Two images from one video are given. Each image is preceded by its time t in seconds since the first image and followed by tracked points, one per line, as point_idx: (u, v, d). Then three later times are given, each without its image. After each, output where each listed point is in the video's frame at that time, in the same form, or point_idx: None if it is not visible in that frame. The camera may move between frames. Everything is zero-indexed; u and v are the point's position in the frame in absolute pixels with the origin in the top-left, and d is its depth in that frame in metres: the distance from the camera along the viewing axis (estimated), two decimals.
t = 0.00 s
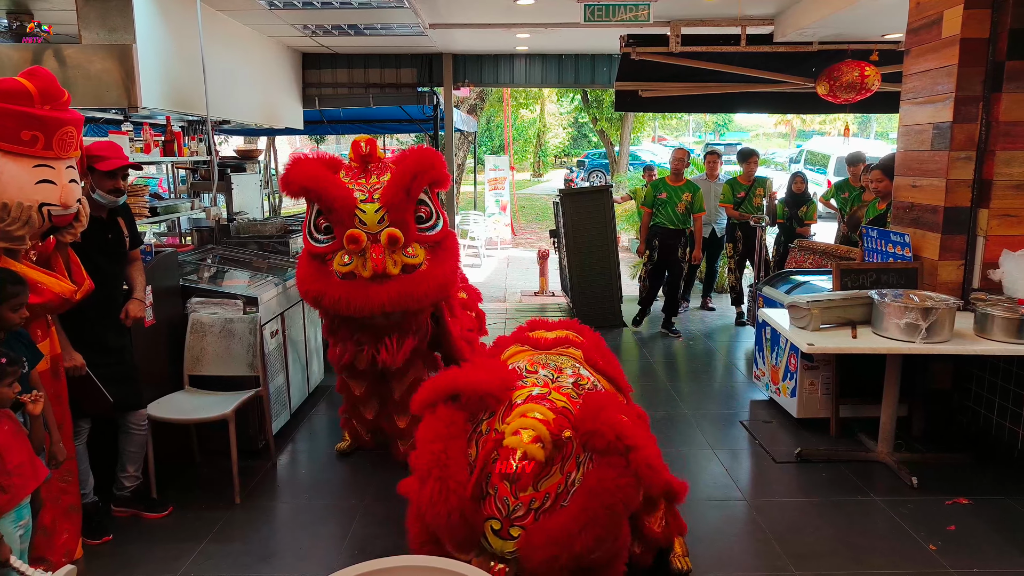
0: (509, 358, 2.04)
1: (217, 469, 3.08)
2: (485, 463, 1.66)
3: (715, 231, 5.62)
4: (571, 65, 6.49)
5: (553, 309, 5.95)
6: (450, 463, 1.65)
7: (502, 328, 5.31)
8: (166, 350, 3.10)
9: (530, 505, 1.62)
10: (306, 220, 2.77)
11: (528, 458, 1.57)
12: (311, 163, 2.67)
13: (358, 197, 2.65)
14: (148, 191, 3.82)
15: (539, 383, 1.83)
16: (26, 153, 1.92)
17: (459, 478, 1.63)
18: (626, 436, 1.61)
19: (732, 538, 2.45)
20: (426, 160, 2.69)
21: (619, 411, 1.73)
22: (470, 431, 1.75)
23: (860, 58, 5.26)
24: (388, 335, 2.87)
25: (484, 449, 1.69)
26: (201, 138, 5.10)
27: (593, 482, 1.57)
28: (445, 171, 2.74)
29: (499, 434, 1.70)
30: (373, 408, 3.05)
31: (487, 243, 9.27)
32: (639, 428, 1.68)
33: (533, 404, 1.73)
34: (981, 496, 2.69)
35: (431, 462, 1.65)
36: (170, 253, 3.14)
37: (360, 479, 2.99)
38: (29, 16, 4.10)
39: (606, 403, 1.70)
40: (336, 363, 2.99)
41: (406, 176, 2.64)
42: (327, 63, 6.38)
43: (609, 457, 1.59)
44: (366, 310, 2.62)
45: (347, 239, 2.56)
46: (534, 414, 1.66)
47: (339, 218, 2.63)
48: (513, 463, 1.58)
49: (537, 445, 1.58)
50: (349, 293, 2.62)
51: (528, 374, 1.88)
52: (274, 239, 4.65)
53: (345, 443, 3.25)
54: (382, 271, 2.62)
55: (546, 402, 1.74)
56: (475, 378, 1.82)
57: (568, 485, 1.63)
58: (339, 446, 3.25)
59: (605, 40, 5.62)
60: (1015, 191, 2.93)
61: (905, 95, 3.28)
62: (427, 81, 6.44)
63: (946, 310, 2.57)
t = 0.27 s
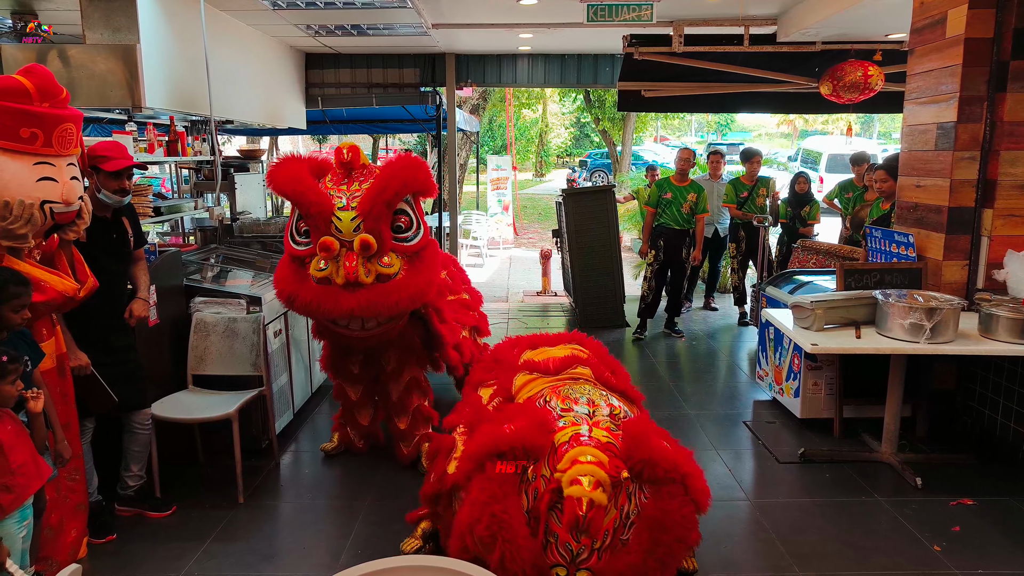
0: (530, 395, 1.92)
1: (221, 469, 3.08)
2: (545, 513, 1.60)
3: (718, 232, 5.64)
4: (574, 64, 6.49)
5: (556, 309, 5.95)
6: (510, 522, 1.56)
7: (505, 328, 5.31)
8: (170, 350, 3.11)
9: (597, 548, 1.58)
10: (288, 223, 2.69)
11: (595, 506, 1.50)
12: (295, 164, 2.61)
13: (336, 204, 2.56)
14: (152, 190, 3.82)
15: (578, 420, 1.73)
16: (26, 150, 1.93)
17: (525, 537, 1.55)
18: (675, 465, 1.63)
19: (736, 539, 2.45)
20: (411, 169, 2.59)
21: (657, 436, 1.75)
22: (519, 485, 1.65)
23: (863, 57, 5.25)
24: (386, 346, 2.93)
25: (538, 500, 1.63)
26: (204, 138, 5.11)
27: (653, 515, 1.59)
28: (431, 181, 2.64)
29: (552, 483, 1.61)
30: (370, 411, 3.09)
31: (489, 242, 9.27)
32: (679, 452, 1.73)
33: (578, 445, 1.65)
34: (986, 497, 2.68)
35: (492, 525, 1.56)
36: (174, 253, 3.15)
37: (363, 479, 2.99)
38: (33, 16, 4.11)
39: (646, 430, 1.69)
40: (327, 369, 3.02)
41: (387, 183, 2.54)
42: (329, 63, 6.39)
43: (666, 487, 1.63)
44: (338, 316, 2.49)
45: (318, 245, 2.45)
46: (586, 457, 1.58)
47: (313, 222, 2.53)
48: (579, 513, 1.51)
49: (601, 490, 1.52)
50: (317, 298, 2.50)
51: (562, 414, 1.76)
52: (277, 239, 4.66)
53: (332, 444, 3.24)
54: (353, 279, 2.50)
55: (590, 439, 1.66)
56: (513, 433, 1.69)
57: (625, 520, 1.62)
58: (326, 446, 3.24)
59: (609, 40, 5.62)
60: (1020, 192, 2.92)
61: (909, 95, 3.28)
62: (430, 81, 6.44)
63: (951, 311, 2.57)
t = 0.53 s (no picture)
0: (535, 410, 1.91)
1: (224, 469, 3.09)
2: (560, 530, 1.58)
3: (722, 231, 5.58)
4: (577, 64, 6.48)
5: (559, 309, 5.94)
6: (529, 540, 1.56)
7: (507, 328, 5.31)
8: (175, 350, 3.11)
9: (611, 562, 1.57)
10: (275, 225, 2.66)
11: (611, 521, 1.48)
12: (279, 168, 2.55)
13: (324, 206, 2.54)
14: (156, 190, 3.83)
15: (590, 435, 1.71)
16: (39, 145, 1.94)
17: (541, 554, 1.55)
18: (688, 476, 1.61)
19: (740, 540, 2.45)
20: (397, 170, 2.60)
21: (667, 449, 1.73)
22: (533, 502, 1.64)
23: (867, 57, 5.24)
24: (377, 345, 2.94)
25: (554, 517, 1.62)
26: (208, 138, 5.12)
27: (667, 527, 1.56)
28: (417, 180, 2.65)
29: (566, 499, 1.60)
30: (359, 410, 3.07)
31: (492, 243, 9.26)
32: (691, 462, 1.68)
33: (590, 459, 1.62)
34: (991, 498, 2.68)
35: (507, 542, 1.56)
36: (178, 253, 3.15)
37: (367, 480, 2.99)
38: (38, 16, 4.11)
39: (658, 443, 1.67)
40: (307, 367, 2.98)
41: (375, 186, 2.53)
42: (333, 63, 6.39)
43: (678, 498, 1.58)
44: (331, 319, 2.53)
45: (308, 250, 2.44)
46: (599, 471, 1.56)
47: (302, 227, 2.51)
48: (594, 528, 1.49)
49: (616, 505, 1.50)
50: (309, 302, 2.52)
51: (573, 428, 1.74)
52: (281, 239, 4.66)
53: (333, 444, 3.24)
54: (345, 282, 2.53)
55: (602, 453, 1.64)
56: (524, 449, 1.67)
57: (638, 532, 1.61)
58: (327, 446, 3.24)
59: (612, 39, 5.62)
60: None
61: (914, 96, 3.28)
62: (433, 81, 6.44)
63: (956, 311, 2.56)
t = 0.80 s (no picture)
0: (534, 413, 1.91)
1: (227, 469, 3.09)
2: (554, 532, 1.58)
3: (724, 232, 5.52)
4: (579, 65, 6.47)
5: (561, 310, 5.93)
6: (521, 542, 1.56)
7: (509, 329, 5.30)
8: (177, 351, 3.11)
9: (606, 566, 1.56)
10: (279, 255, 2.57)
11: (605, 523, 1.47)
12: (277, 203, 2.42)
13: (331, 235, 2.44)
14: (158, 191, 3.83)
15: (585, 438, 1.71)
16: (45, 148, 1.93)
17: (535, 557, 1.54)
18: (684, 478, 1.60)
19: (743, 541, 2.44)
20: (398, 187, 2.48)
21: (663, 450, 1.72)
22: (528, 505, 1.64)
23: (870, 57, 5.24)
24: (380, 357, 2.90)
25: (547, 518, 1.61)
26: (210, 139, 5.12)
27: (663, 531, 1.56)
28: (417, 192, 2.55)
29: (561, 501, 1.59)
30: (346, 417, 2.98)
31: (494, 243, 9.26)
32: (687, 466, 1.67)
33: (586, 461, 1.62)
34: (995, 499, 2.67)
35: (501, 545, 1.56)
36: (180, 253, 3.15)
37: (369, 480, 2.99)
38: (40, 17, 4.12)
39: (654, 446, 1.67)
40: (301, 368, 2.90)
41: (380, 210, 2.43)
42: (335, 64, 6.39)
43: (675, 501, 1.57)
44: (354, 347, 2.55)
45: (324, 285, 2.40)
46: (594, 474, 1.55)
47: (314, 262, 2.43)
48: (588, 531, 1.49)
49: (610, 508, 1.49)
50: (333, 334, 2.51)
51: (568, 431, 1.75)
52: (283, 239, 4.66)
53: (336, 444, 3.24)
54: (362, 309, 2.52)
55: (597, 456, 1.63)
56: (518, 450, 1.68)
57: (634, 535, 1.60)
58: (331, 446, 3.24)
59: (614, 40, 5.61)
60: None
61: (916, 95, 3.27)
62: (435, 81, 6.45)
63: (959, 312, 2.55)
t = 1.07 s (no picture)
0: (539, 409, 1.92)
1: (229, 469, 3.09)
2: (564, 533, 1.58)
3: (726, 232, 5.45)
4: (581, 65, 6.48)
5: (563, 310, 5.93)
6: (530, 543, 1.56)
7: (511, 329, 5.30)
8: (180, 350, 3.12)
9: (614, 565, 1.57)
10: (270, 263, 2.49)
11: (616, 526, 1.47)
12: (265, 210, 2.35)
13: (314, 247, 2.33)
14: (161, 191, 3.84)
15: (591, 436, 1.71)
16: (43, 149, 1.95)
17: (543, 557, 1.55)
18: (694, 481, 1.61)
19: (745, 541, 2.44)
20: (389, 199, 2.36)
21: (670, 449, 1.73)
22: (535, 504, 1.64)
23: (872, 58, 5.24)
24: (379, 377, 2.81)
25: (555, 519, 1.62)
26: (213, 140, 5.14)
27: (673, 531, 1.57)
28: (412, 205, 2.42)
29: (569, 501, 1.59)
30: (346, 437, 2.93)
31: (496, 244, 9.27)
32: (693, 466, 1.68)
33: (594, 462, 1.62)
34: (997, 500, 2.67)
35: (509, 545, 1.56)
36: (183, 254, 3.15)
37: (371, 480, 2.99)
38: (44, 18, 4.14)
39: (661, 446, 1.68)
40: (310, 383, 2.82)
41: (366, 221, 2.30)
42: (338, 64, 6.40)
43: (684, 503, 1.57)
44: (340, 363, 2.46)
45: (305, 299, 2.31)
46: (604, 475, 1.55)
47: (296, 274, 2.33)
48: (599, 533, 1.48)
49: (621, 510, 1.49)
50: (316, 347, 2.42)
51: (575, 429, 1.75)
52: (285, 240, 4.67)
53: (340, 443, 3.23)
54: (347, 324, 2.40)
55: (605, 456, 1.64)
56: (526, 450, 1.68)
57: (642, 534, 1.61)
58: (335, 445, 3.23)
59: (616, 40, 5.61)
60: None
61: (919, 96, 3.27)
62: (437, 82, 6.46)
63: (961, 312, 2.55)
